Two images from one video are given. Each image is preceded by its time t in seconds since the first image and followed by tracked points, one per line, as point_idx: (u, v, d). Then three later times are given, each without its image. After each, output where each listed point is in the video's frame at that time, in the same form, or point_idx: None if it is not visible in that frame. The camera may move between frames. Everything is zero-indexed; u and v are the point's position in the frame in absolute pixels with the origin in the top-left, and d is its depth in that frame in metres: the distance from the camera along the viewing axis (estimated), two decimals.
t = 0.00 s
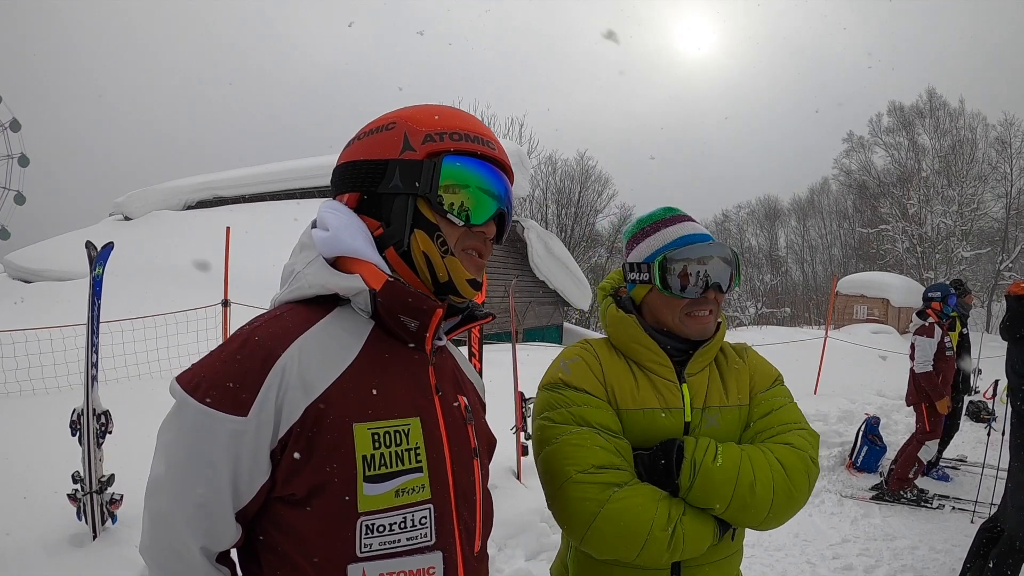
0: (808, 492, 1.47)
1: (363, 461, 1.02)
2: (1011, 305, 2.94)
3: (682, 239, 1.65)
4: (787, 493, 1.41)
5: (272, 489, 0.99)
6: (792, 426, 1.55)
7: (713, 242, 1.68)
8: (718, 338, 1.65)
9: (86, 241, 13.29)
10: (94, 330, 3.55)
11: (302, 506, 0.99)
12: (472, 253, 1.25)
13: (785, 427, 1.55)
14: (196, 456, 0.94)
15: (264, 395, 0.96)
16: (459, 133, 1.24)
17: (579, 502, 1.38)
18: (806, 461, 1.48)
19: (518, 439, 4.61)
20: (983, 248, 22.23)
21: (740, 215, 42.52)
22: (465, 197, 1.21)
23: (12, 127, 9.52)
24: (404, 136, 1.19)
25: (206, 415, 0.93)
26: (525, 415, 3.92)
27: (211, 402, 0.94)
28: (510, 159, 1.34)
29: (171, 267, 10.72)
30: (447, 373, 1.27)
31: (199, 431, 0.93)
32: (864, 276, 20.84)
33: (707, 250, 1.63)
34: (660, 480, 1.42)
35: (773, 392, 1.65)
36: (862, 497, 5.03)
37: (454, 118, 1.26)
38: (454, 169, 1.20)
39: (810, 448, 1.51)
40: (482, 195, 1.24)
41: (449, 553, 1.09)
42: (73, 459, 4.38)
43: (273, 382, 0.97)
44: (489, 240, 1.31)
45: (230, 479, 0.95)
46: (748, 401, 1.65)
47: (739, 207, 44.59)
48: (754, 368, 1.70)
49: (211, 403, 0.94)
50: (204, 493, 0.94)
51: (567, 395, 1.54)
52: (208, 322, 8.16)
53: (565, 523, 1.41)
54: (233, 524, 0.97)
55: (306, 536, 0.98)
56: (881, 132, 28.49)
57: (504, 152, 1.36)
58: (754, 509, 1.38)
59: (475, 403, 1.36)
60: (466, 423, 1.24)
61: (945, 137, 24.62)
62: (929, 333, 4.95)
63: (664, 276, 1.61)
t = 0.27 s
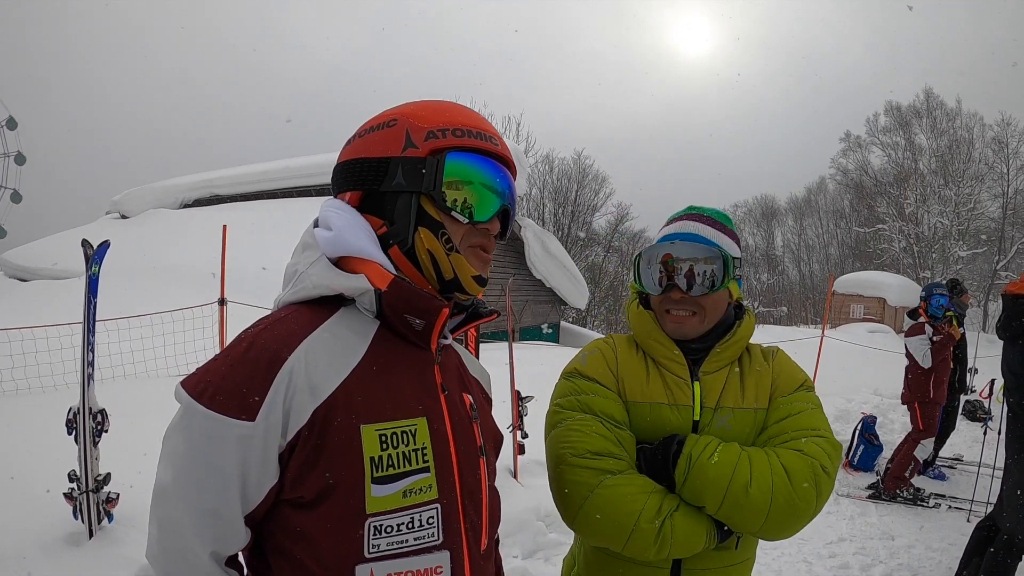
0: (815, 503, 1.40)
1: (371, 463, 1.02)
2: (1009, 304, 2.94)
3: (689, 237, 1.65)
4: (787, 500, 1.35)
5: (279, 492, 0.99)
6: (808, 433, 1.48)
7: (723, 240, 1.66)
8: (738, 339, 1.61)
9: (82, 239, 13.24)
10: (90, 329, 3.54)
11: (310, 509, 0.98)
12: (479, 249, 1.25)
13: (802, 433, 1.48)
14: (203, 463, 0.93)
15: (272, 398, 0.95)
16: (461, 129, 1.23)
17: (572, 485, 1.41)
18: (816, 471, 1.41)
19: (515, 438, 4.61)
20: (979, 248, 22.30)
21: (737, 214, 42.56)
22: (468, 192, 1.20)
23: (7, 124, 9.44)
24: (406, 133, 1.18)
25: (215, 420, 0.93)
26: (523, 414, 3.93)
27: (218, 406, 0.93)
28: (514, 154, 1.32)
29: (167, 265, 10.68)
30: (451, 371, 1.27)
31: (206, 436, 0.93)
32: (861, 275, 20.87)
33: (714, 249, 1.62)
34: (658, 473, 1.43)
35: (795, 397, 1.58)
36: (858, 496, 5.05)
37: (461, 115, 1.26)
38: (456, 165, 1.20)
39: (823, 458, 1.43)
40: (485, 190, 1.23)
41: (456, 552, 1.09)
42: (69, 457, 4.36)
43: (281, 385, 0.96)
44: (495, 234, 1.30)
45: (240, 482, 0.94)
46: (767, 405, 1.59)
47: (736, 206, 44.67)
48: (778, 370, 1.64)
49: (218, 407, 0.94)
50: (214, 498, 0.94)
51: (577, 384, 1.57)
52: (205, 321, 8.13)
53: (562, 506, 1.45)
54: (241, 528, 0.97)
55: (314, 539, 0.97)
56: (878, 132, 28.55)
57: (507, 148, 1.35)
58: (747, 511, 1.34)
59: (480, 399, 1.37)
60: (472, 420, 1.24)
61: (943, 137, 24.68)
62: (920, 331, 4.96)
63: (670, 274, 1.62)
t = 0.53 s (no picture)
0: (811, 511, 1.41)
1: (369, 462, 1.01)
2: (1008, 304, 2.95)
3: (690, 242, 1.65)
4: (784, 507, 1.36)
5: (279, 490, 0.99)
6: (805, 440, 1.48)
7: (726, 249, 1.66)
8: (738, 343, 1.62)
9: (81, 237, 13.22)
10: (89, 326, 3.53)
11: (309, 507, 0.98)
12: (482, 252, 1.24)
13: (798, 441, 1.49)
14: (203, 459, 0.93)
15: (270, 397, 0.95)
16: (466, 128, 1.22)
17: (571, 486, 1.41)
18: (813, 480, 1.41)
19: (514, 437, 4.61)
20: (979, 248, 22.31)
21: (736, 213, 42.54)
22: (473, 193, 1.20)
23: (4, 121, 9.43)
24: (410, 132, 1.18)
25: (216, 418, 0.93)
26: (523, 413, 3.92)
27: (217, 403, 0.94)
28: (521, 156, 1.32)
29: (167, 262, 10.67)
30: (454, 370, 1.26)
31: (206, 433, 0.93)
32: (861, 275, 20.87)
33: (715, 255, 1.62)
34: (657, 476, 1.43)
35: (791, 404, 1.58)
36: (857, 495, 5.05)
37: (469, 114, 1.25)
38: (460, 164, 1.19)
39: (820, 467, 1.44)
40: (490, 190, 1.23)
41: (455, 552, 1.09)
42: (68, 455, 4.36)
43: (279, 383, 0.96)
44: (497, 237, 1.30)
45: (239, 479, 0.94)
46: (764, 410, 1.59)
47: (735, 206, 44.67)
48: (775, 377, 1.65)
49: (218, 404, 0.94)
50: (215, 494, 0.94)
51: (577, 384, 1.57)
52: (204, 319, 8.13)
53: (558, 506, 1.44)
54: (241, 524, 0.96)
55: (313, 537, 0.98)
56: (878, 132, 28.56)
57: (515, 149, 1.34)
58: (745, 518, 1.35)
59: (484, 397, 1.36)
60: (475, 419, 1.24)
61: (943, 138, 24.70)
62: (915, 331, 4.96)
63: (670, 277, 1.62)
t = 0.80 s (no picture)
0: (814, 496, 1.47)
1: (362, 465, 1.01)
2: (1007, 303, 2.94)
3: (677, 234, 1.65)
4: (795, 493, 1.41)
5: (273, 492, 0.98)
6: (800, 429, 1.55)
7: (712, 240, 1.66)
8: (726, 337, 1.65)
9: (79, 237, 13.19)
10: (88, 326, 3.52)
11: (303, 510, 0.98)
12: (483, 260, 1.25)
13: (794, 429, 1.55)
14: (197, 463, 0.93)
15: (262, 401, 0.95)
16: (475, 134, 1.22)
17: (585, 493, 1.38)
18: (815, 464, 1.48)
19: (513, 436, 4.61)
20: (978, 246, 22.32)
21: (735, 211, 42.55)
22: (475, 196, 1.20)
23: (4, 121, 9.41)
24: (417, 134, 1.17)
25: (208, 421, 0.92)
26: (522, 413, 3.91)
27: (210, 407, 0.93)
28: (524, 161, 1.33)
29: (166, 262, 10.66)
30: (449, 372, 1.26)
31: (197, 438, 0.93)
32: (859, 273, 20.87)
33: (706, 247, 1.62)
34: (669, 475, 1.42)
35: (781, 394, 1.65)
36: (856, 494, 5.06)
37: (475, 116, 1.24)
38: (467, 170, 1.20)
39: (818, 451, 1.51)
40: (492, 192, 1.23)
41: (451, 553, 1.09)
42: (68, 455, 4.36)
43: (271, 388, 0.96)
44: (498, 243, 1.30)
45: (233, 480, 0.94)
46: (756, 403, 1.65)
47: (734, 204, 44.68)
48: (763, 370, 1.70)
49: (211, 408, 0.94)
50: (208, 496, 0.93)
51: (577, 386, 1.54)
52: (203, 319, 8.12)
53: (569, 515, 1.41)
54: (236, 527, 0.96)
55: (307, 539, 0.98)
56: (876, 130, 28.57)
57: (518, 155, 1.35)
58: (759, 507, 1.38)
59: (481, 396, 1.36)
60: (470, 419, 1.23)
61: (941, 136, 24.70)
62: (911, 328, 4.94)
63: (661, 269, 1.62)
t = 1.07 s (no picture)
0: (814, 483, 1.48)
1: (352, 463, 1.01)
2: (1006, 301, 2.94)
3: (670, 234, 1.63)
4: (797, 483, 1.43)
5: (265, 493, 0.98)
6: (791, 419, 1.58)
7: (703, 230, 1.67)
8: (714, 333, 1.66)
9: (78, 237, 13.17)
10: (88, 326, 3.51)
11: (296, 509, 0.98)
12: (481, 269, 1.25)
13: (785, 420, 1.57)
14: (188, 468, 0.92)
15: (253, 403, 0.94)
16: (497, 154, 1.22)
17: (590, 499, 1.36)
18: (811, 452, 1.49)
19: (512, 435, 4.61)
20: (976, 245, 22.34)
21: (734, 211, 42.58)
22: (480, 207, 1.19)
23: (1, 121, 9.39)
24: (443, 144, 1.15)
25: (200, 425, 0.92)
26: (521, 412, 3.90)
27: (201, 411, 0.92)
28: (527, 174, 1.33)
29: (165, 262, 10.65)
30: (437, 369, 1.25)
31: (188, 442, 0.92)
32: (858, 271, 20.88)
33: (703, 242, 1.62)
34: (671, 475, 1.41)
35: (769, 387, 1.68)
36: (855, 492, 5.06)
37: (486, 123, 1.23)
38: (488, 193, 1.20)
39: (811, 439, 1.53)
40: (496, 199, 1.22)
41: (444, 548, 1.08)
42: (68, 455, 4.35)
43: (261, 391, 0.95)
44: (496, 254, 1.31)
45: (226, 482, 0.93)
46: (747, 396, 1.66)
47: (733, 203, 44.69)
48: (749, 363, 1.73)
49: (202, 413, 0.93)
50: (200, 498, 0.92)
51: (571, 391, 1.52)
52: (202, 319, 8.10)
53: (573, 525, 1.39)
54: (230, 528, 0.95)
55: (301, 537, 0.97)
56: (875, 129, 28.57)
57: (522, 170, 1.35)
58: (765, 500, 1.39)
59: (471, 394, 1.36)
60: (459, 416, 1.23)
61: (940, 135, 24.72)
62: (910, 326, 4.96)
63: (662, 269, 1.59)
